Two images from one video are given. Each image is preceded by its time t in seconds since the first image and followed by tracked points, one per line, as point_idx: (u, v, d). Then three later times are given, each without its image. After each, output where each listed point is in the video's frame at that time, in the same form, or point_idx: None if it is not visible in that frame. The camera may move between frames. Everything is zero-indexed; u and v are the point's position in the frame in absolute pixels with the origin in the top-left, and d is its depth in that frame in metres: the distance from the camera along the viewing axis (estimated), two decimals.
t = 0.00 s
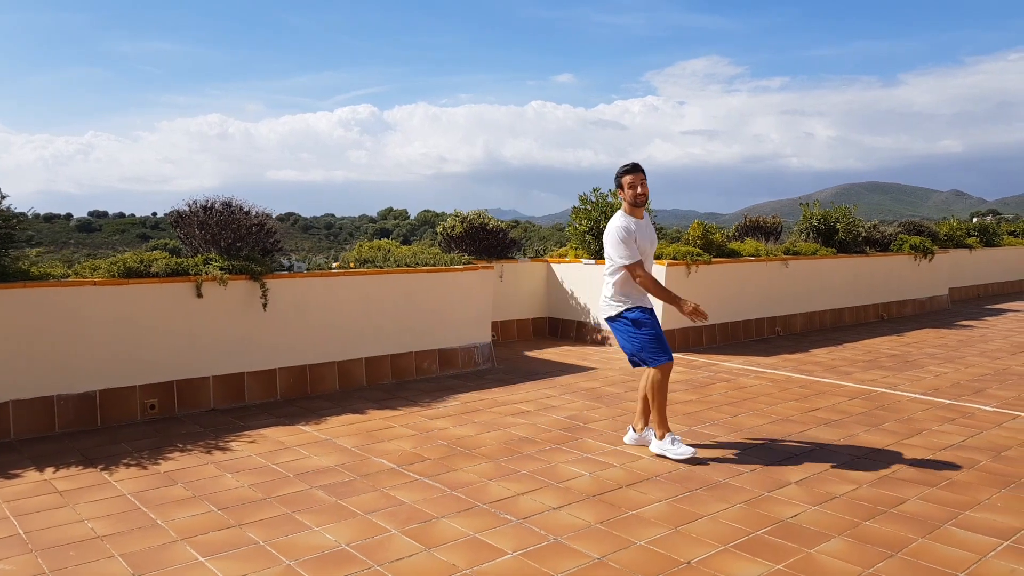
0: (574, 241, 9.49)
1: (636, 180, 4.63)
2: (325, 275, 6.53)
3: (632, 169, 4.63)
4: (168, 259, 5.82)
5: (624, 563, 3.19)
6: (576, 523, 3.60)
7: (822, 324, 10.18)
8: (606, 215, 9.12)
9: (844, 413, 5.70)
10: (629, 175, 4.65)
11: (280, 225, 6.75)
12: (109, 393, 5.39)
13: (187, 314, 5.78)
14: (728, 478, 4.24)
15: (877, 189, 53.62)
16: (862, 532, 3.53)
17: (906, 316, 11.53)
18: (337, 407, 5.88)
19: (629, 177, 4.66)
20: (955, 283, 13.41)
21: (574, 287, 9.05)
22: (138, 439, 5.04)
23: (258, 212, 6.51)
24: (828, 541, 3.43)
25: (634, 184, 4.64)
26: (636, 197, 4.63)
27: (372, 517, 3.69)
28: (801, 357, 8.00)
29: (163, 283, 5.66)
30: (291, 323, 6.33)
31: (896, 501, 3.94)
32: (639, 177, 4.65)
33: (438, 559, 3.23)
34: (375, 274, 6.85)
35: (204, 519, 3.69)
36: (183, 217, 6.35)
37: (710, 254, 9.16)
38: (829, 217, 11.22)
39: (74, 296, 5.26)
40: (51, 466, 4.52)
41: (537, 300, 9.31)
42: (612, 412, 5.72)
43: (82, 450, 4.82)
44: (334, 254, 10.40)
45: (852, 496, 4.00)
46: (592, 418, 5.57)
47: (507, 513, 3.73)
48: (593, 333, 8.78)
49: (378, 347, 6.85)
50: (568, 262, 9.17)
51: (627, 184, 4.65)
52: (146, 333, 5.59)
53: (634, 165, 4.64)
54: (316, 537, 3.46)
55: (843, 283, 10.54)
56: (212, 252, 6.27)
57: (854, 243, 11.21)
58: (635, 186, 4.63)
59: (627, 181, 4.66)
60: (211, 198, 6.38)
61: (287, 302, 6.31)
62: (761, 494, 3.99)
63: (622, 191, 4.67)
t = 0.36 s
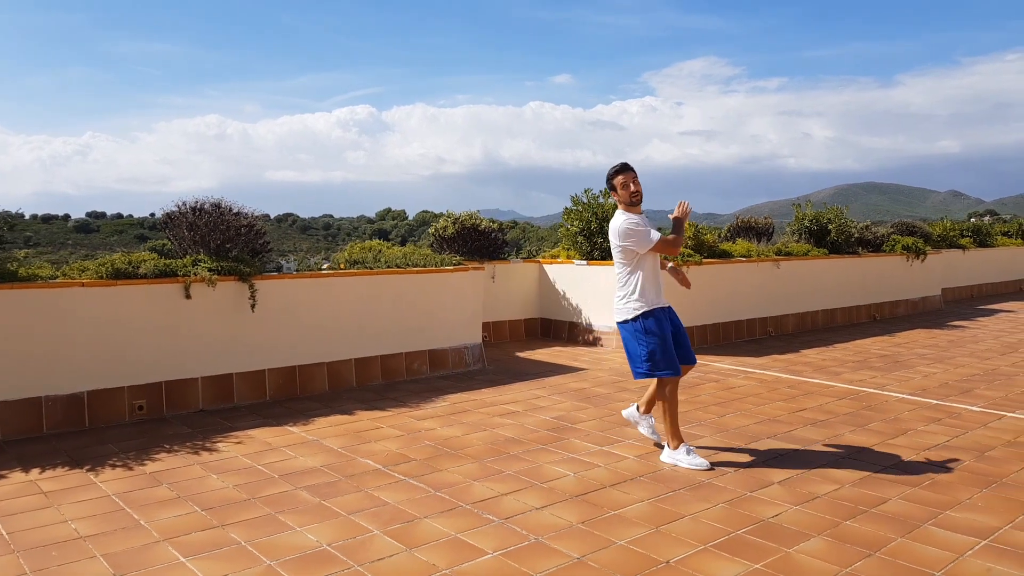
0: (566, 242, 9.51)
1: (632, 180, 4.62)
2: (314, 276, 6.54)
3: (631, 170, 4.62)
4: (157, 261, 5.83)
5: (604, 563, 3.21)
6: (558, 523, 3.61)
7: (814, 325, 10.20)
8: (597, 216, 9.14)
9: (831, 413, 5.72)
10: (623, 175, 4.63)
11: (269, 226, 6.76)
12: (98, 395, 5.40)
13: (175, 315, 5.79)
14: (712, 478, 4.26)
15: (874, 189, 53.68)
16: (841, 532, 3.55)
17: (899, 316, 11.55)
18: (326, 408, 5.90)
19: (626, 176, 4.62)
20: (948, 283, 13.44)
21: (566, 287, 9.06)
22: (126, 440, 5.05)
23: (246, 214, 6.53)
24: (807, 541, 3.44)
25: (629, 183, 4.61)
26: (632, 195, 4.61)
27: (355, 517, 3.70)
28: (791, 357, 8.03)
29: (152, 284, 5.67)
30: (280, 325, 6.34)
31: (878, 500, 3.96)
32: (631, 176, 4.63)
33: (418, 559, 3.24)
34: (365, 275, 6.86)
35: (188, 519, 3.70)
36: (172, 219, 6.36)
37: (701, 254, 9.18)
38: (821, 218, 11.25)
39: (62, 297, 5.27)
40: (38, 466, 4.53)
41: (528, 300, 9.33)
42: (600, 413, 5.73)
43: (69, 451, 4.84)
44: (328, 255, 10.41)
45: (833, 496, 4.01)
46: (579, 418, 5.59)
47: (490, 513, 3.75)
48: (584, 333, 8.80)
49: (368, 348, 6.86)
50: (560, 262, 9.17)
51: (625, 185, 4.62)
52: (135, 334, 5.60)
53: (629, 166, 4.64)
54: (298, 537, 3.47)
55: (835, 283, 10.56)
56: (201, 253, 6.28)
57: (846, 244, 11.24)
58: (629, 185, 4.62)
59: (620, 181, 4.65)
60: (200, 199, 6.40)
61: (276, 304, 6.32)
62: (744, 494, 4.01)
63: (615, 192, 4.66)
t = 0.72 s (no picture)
0: (559, 243, 9.54)
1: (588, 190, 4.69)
2: (306, 278, 6.55)
3: (591, 178, 4.67)
4: (148, 262, 5.84)
5: (588, 562, 3.22)
6: (544, 523, 3.63)
7: (808, 326, 10.22)
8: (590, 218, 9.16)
9: (820, 413, 5.74)
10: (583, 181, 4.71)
11: (261, 228, 6.79)
12: (89, 396, 5.40)
13: (167, 316, 5.80)
14: (700, 478, 4.28)
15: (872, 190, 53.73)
16: (826, 531, 3.56)
17: (893, 317, 11.57)
18: (318, 408, 5.92)
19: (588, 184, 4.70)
20: (943, 284, 13.46)
21: (559, 288, 9.08)
22: (117, 440, 5.06)
23: (238, 215, 6.56)
24: (791, 540, 3.46)
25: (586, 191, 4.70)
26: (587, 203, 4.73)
27: (342, 517, 3.72)
28: (784, 358, 8.05)
29: (143, 286, 5.68)
30: (272, 326, 6.34)
31: (863, 500, 3.98)
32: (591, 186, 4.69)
33: (403, 559, 3.26)
34: (357, 277, 6.86)
35: (175, 519, 3.72)
36: (164, 220, 6.38)
37: (695, 256, 9.21)
38: (815, 219, 11.28)
39: (54, 299, 5.28)
40: (28, 467, 4.54)
41: (522, 301, 9.34)
42: (590, 413, 5.75)
43: (60, 451, 4.85)
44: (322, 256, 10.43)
45: (820, 496, 4.03)
46: (569, 419, 5.60)
47: (477, 513, 3.76)
48: (577, 334, 8.82)
49: (361, 348, 6.87)
50: (553, 263, 9.20)
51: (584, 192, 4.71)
52: (127, 335, 5.61)
53: (590, 174, 4.68)
54: (285, 537, 3.49)
55: (829, 284, 10.58)
56: (193, 254, 6.30)
57: (840, 244, 11.26)
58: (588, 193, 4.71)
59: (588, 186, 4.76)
60: (191, 201, 6.43)
61: (269, 306, 6.33)
62: (730, 494, 4.03)
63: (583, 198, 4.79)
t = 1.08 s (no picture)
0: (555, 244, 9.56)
1: (514, 178, 4.95)
2: (301, 278, 6.57)
3: (514, 170, 4.96)
4: (142, 262, 5.85)
5: (576, 561, 3.24)
6: (534, 522, 3.64)
7: (804, 326, 10.23)
8: (586, 218, 9.18)
9: (813, 413, 5.76)
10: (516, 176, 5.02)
11: (255, 228, 6.83)
12: (83, 396, 5.42)
13: (162, 316, 5.81)
14: (690, 478, 4.29)
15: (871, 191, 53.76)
16: (814, 531, 3.58)
17: (889, 318, 11.59)
18: (312, 408, 5.94)
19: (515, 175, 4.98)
20: (939, 284, 13.47)
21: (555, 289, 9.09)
22: (111, 440, 5.08)
23: (232, 215, 6.60)
24: (779, 539, 3.48)
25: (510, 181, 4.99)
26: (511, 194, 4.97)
27: (333, 516, 3.73)
28: (778, 358, 8.06)
29: (138, 286, 5.69)
30: (267, 326, 6.36)
31: (853, 499, 4.00)
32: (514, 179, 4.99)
33: (392, 558, 3.27)
34: (352, 277, 6.88)
35: (166, 518, 3.73)
36: (158, 221, 6.39)
37: (690, 256, 9.22)
38: (811, 220, 11.29)
39: (48, 299, 5.29)
40: (21, 467, 4.55)
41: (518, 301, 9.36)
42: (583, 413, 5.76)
43: (53, 451, 4.86)
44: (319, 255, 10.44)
45: (809, 495, 4.05)
46: (563, 419, 5.61)
47: (467, 512, 3.77)
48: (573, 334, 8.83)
49: (355, 349, 6.89)
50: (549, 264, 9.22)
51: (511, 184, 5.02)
52: (121, 335, 5.62)
53: (519, 166, 4.98)
54: (275, 536, 3.50)
55: (825, 284, 10.59)
56: (187, 255, 6.33)
57: (836, 245, 11.27)
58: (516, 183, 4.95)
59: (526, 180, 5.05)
60: (186, 202, 6.45)
61: (264, 306, 6.34)
62: (720, 494, 4.04)
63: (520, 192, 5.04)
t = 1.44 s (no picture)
0: (553, 244, 9.56)
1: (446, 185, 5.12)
2: (299, 278, 6.57)
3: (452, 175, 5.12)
4: (141, 262, 5.87)
5: (571, 560, 3.24)
6: (529, 522, 3.65)
7: (803, 326, 10.22)
8: (584, 218, 9.18)
9: (811, 413, 5.76)
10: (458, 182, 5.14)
11: (254, 228, 6.83)
12: (82, 395, 5.42)
13: (160, 315, 5.82)
14: (687, 477, 4.30)
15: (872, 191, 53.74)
16: (810, 531, 3.58)
17: (888, 318, 11.58)
18: (310, 408, 5.95)
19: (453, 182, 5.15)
20: (939, 285, 13.47)
21: (553, 289, 9.09)
22: (109, 439, 5.08)
23: (231, 215, 6.60)
24: (775, 539, 3.48)
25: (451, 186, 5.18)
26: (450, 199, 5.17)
27: (329, 516, 3.74)
28: (777, 358, 8.06)
29: (136, 286, 5.70)
30: (265, 326, 6.36)
31: (849, 499, 4.00)
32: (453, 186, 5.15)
33: (388, 557, 3.28)
34: (350, 277, 6.88)
35: (163, 518, 3.74)
36: (157, 221, 6.40)
37: (688, 256, 9.23)
38: (810, 220, 11.28)
39: (46, 299, 5.30)
40: (19, 466, 4.56)
41: (517, 301, 9.36)
42: (581, 413, 5.76)
43: (52, 450, 4.87)
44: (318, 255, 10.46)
45: (806, 495, 4.05)
46: (560, 418, 5.62)
47: (463, 512, 3.78)
48: (572, 334, 8.83)
49: (354, 349, 6.89)
50: (548, 264, 9.23)
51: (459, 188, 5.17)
52: (120, 335, 5.63)
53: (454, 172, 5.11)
54: (271, 535, 3.51)
55: (824, 284, 10.59)
56: (186, 255, 6.33)
57: (835, 245, 11.27)
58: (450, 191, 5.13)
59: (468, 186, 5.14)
60: (184, 202, 6.46)
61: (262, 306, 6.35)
62: (716, 494, 4.04)
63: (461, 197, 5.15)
